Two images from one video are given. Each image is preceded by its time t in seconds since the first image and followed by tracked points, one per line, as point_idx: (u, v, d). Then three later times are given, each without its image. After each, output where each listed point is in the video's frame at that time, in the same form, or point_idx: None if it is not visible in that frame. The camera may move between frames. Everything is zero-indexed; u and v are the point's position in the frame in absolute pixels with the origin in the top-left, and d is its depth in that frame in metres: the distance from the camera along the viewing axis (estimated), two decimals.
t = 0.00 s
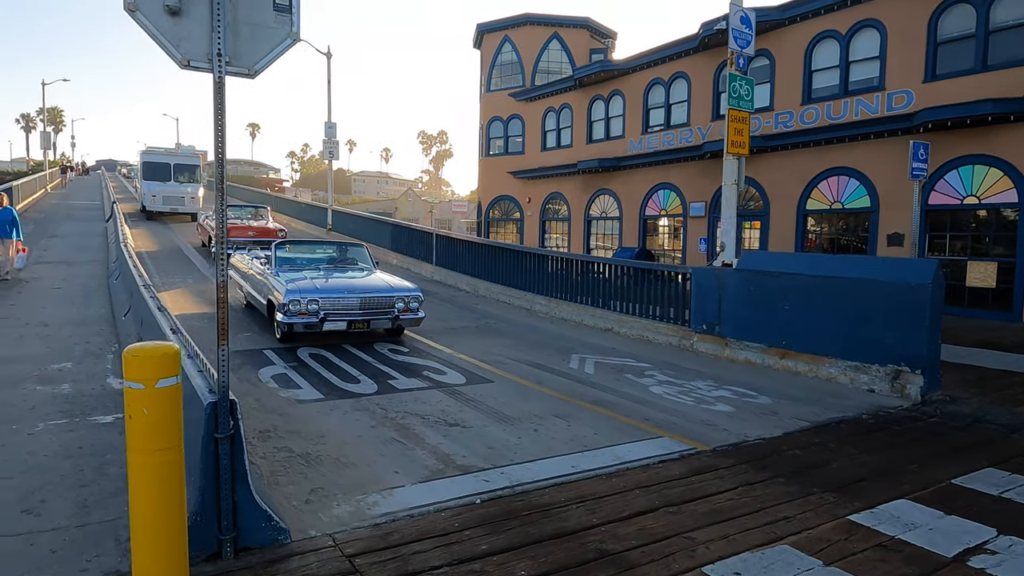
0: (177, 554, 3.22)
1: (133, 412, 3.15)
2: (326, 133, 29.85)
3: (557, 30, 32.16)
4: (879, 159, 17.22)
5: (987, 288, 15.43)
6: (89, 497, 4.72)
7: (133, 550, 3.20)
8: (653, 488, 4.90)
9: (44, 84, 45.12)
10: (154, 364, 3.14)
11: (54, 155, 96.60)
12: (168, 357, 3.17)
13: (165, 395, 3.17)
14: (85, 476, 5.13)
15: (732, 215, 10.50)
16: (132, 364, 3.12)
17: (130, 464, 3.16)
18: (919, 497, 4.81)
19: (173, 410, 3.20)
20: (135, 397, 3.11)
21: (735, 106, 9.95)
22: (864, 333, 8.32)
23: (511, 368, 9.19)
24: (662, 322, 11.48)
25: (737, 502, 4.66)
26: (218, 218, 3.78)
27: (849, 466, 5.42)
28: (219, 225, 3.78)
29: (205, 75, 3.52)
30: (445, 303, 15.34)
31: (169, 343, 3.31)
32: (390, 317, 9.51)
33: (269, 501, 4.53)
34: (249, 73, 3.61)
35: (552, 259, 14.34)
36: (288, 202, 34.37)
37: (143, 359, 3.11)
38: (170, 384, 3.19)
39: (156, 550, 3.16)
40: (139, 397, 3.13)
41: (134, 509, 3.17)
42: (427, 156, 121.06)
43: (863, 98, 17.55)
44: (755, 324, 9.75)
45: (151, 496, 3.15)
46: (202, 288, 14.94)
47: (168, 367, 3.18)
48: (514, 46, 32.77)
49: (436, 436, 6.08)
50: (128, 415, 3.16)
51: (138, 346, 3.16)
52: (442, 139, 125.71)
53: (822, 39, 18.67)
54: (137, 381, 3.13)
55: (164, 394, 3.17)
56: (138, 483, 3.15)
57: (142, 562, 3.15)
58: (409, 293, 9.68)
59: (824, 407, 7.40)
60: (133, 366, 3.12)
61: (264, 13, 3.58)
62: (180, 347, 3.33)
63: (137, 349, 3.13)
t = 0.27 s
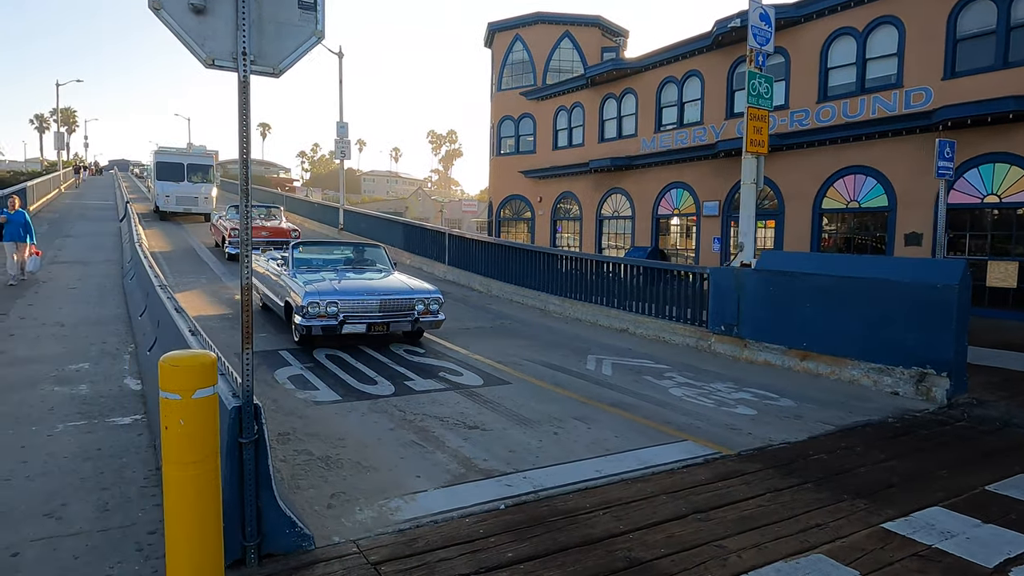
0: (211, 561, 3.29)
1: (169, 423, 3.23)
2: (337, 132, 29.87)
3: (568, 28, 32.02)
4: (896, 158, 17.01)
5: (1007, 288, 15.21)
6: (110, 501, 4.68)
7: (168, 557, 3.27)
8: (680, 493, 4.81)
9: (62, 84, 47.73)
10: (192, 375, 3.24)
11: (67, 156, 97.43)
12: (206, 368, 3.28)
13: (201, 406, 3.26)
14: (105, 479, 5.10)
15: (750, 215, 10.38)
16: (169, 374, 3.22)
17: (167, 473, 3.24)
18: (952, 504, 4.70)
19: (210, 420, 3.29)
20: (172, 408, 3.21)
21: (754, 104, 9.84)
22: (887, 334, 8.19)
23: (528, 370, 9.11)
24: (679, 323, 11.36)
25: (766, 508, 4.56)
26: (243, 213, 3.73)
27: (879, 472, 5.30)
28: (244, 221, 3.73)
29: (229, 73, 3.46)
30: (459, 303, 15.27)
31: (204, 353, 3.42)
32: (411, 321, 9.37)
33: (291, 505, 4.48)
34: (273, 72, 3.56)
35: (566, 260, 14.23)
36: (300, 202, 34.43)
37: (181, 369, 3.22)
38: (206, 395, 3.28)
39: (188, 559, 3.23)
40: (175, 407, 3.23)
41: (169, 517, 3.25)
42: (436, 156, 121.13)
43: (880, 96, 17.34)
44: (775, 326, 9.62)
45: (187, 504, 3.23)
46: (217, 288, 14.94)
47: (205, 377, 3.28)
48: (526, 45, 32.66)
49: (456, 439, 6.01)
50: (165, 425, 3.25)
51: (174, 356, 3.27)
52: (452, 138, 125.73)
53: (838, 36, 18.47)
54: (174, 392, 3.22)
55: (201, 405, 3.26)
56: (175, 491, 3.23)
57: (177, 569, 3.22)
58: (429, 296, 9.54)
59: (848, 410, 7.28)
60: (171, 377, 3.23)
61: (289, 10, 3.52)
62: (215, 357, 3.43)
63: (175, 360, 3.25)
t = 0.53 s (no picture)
0: (232, 565, 3.26)
1: (191, 426, 3.20)
2: (349, 131, 29.85)
3: (580, 26, 31.84)
4: (914, 156, 16.77)
5: None
6: (125, 502, 4.63)
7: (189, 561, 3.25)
8: (704, 497, 4.70)
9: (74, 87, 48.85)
10: (215, 377, 3.21)
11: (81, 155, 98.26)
12: (229, 370, 3.26)
13: (223, 409, 3.23)
14: (120, 479, 5.04)
15: (768, 214, 10.24)
16: (191, 376, 3.19)
17: (188, 478, 3.20)
18: (985, 511, 4.56)
19: (231, 423, 3.25)
20: (194, 412, 3.17)
21: (772, 100, 9.71)
22: (910, 335, 8.03)
23: (543, 370, 9.01)
24: (694, 323, 11.22)
25: (794, 514, 4.44)
26: (261, 209, 3.66)
27: (907, 476, 5.17)
28: (262, 216, 3.66)
29: (246, 66, 3.38)
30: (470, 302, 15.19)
31: (226, 353, 3.39)
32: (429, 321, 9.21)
33: (307, 508, 4.40)
34: (291, 65, 3.47)
35: (579, 259, 14.11)
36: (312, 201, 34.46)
37: (203, 370, 3.18)
38: (228, 398, 3.25)
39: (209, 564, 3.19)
40: (197, 410, 3.19)
41: (189, 523, 3.21)
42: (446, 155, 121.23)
43: (898, 93, 17.10)
44: (794, 326, 9.47)
45: (209, 509, 3.18)
46: (230, 288, 14.93)
47: (227, 380, 3.25)
48: (537, 43, 32.52)
49: (472, 441, 5.92)
50: (185, 428, 3.21)
51: (196, 356, 3.23)
52: (461, 137, 125.75)
53: (855, 33, 18.23)
54: (197, 395, 3.18)
55: (223, 408, 3.23)
56: (196, 497, 3.19)
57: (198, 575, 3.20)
58: (448, 296, 9.37)
59: (871, 412, 7.14)
60: (193, 379, 3.19)
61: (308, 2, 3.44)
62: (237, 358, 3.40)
63: (197, 360, 3.22)
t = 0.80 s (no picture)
0: None
1: (197, 436, 3.09)
2: (360, 130, 29.81)
3: (592, 24, 31.63)
4: (933, 154, 16.47)
5: None
6: (134, 505, 4.53)
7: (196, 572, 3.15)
8: (727, 505, 4.55)
9: (86, 83, 52.24)
10: (222, 385, 3.09)
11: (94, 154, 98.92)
12: (238, 376, 3.14)
13: (229, 417, 3.11)
14: (129, 481, 4.94)
15: (786, 213, 10.05)
16: (199, 382, 3.08)
17: (193, 490, 3.10)
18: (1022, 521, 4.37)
19: (239, 432, 3.14)
20: (200, 419, 3.07)
21: (792, 97, 9.50)
22: (935, 337, 7.83)
23: (557, 370, 8.86)
24: (711, 324, 11.04)
25: (822, 523, 4.28)
26: (273, 207, 3.53)
27: (937, 484, 4.98)
28: (273, 213, 3.53)
29: (258, 57, 3.27)
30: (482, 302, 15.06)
31: (236, 358, 3.29)
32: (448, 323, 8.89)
33: (320, 513, 4.28)
34: (305, 56, 3.35)
35: (592, 258, 13.93)
36: (323, 200, 34.47)
37: (211, 377, 3.08)
38: (236, 405, 3.14)
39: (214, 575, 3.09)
40: (204, 419, 3.08)
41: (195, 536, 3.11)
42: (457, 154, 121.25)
43: (917, 91, 16.78)
44: (814, 326, 9.28)
45: (215, 522, 3.08)
46: (241, 287, 14.88)
47: (235, 386, 3.14)
48: (549, 41, 32.34)
49: (487, 444, 5.79)
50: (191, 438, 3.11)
51: (204, 361, 3.13)
52: (472, 136, 125.71)
53: (873, 29, 17.92)
54: (204, 402, 3.08)
55: (231, 416, 3.12)
56: (201, 510, 3.09)
57: None
58: (467, 297, 9.09)
59: (895, 416, 6.94)
60: (199, 387, 3.08)
61: None
62: (247, 362, 3.29)
63: (205, 365, 3.11)
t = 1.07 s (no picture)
0: None
1: (193, 457, 2.99)
2: (371, 129, 29.71)
3: (605, 22, 31.35)
4: (954, 153, 16.11)
5: None
6: (138, 511, 4.40)
7: None
8: (752, 516, 4.37)
9: (99, 83, 52.53)
10: (218, 401, 2.99)
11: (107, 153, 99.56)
12: (235, 391, 3.04)
13: (226, 435, 3.01)
14: (135, 485, 4.82)
15: (806, 212, 9.83)
16: (194, 397, 2.97)
17: (190, 513, 3.00)
18: None
19: (237, 450, 3.05)
20: (196, 439, 2.96)
21: (813, 93, 9.28)
22: (962, 340, 7.58)
23: (571, 372, 8.68)
24: (728, 325, 10.81)
25: (852, 536, 4.09)
26: (281, 203, 3.39)
27: (971, 495, 4.77)
28: (282, 210, 3.40)
29: (266, 45, 3.12)
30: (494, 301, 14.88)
31: (233, 368, 3.17)
32: (466, 326, 8.55)
33: (327, 521, 4.14)
34: (316, 45, 3.20)
35: (605, 258, 13.73)
36: (334, 199, 34.43)
37: (207, 392, 2.97)
38: (235, 421, 3.05)
39: None
40: (199, 437, 2.98)
41: (191, 560, 3.03)
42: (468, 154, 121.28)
43: (938, 88, 16.40)
44: (834, 328, 9.06)
45: (214, 546, 2.99)
46: (252, 285, 14.79)
47: (232, 402, 3.03)
48: (561, 39, 32.10)
49: (501, 449, 5.62)
50: (186, 459, 3.00)
51: (198, 374, 3.01)
52: (483, 135, 125.69)
53: (892, 25, 17.54)
54: (200, 419, 2.97)
55: (228, 433, 3.02)
56: (198, 535, 3.00)
57: None
58: (486, 299, 8.73)
59: (922, 422, 6.71)
60: (194, 403, 2.97)
61: None
62: (244, 374, 3.17)
63: (200, 378, 2.99)
